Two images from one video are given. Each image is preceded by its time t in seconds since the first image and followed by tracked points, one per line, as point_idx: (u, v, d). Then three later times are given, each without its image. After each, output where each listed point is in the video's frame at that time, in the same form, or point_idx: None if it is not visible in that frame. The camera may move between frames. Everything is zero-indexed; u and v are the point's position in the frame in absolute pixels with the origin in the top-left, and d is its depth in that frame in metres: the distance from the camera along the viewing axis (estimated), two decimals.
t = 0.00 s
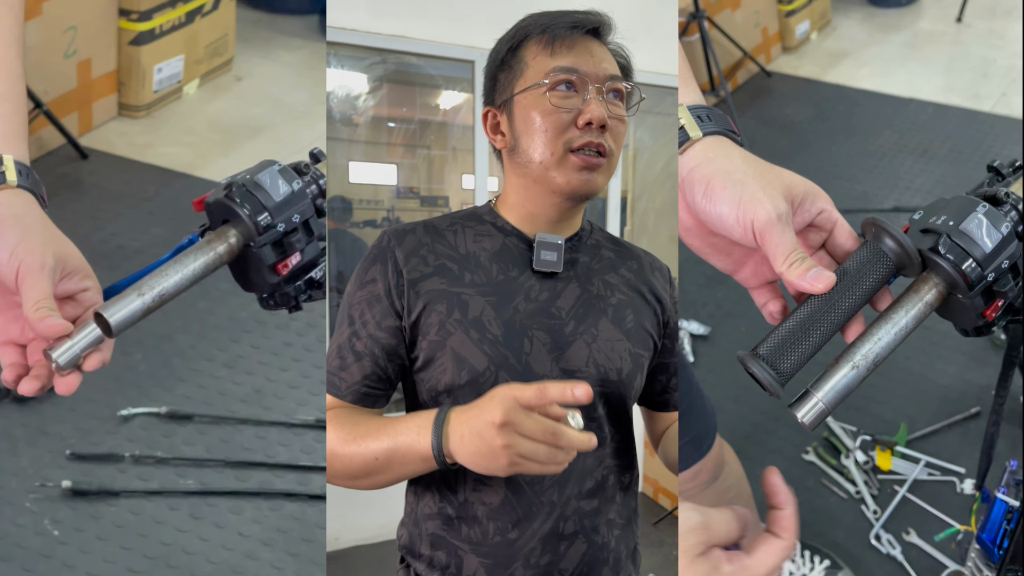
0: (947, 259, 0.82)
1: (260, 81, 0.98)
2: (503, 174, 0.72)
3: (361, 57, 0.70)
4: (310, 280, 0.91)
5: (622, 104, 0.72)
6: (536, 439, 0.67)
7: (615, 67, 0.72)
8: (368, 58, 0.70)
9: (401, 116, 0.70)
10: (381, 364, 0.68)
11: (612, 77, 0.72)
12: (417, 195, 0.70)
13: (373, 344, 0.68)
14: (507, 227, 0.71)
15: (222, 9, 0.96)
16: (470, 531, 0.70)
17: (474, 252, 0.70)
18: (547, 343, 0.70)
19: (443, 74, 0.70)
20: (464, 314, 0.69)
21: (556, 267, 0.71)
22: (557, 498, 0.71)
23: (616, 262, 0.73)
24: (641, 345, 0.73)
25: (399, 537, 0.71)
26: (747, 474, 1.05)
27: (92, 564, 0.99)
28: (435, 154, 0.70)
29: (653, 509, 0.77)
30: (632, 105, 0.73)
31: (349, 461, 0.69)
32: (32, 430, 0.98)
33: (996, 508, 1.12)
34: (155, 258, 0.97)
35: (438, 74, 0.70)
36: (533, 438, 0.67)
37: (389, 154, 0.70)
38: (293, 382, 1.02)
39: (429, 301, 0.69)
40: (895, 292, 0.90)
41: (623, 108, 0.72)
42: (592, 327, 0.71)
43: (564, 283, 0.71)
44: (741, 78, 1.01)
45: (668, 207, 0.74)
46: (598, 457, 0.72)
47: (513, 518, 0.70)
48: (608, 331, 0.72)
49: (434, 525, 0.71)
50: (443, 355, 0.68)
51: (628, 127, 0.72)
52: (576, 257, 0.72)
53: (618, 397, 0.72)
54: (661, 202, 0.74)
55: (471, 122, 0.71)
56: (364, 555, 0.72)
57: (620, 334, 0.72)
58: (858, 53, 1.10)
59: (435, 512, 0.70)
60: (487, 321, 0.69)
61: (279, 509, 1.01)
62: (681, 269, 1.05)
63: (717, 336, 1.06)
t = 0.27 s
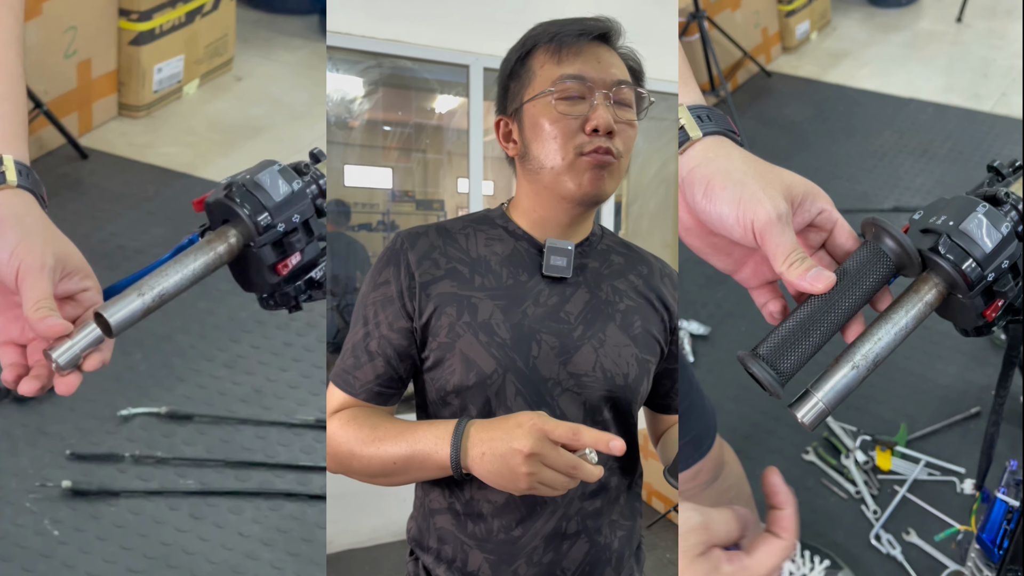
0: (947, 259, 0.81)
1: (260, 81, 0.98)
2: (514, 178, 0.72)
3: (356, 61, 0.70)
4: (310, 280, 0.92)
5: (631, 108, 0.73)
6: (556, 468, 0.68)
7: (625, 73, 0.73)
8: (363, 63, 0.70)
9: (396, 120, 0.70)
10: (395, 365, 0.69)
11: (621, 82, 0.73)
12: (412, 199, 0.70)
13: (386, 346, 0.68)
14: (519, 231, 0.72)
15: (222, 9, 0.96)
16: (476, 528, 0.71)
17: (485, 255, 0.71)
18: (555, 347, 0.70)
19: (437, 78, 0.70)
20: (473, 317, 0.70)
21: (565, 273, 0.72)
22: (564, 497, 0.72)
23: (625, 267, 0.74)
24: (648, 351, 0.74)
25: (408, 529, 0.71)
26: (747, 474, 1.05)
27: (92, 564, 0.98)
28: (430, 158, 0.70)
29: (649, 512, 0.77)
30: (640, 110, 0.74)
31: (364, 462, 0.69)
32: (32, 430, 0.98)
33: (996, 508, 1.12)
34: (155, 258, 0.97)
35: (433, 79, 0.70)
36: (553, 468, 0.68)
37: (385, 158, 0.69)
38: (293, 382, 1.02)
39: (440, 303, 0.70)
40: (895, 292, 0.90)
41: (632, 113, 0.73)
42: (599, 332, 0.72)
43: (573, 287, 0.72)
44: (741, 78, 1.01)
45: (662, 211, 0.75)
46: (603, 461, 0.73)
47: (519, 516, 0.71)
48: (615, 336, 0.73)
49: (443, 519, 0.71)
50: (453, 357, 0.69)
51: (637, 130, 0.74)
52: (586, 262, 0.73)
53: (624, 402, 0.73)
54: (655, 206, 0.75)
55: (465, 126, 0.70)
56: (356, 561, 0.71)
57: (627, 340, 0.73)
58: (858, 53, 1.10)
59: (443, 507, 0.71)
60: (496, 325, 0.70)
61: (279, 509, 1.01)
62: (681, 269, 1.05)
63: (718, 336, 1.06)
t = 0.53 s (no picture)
0: (947, 259, 0.81)
1: (260, 81, 0.98)
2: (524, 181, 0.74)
3: (350, 63, 0.73)
4: (310, 280, 0.93)
5: (609, 121, 0.74)
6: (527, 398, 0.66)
7: (609, 84, 0.74)
8: (358, 65, 0.73)
9: (390, 123, 0.72)
10: (406, 356, 0.72)
11: (604, 93, 0.74)
12: (405, 202, 0.73)
13: (398, 336, 0.72)
14: (530, 232, 0.75)
15: (223, 9, 0.96)
16: (476, 518, 0.73)
17: (497, 257, 0.75)
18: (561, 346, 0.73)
19: (431, 81, 0.73)
20: (484, 316, 0.73)
21: (575, 278, 0.75)
22: (562, 494, 0.73)
23: (631, 274, 0.76)
24: (651, 355, 0.76)
25: (410, 517, 0.73)
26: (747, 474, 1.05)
27: (92, 564, 0.98)
28: (423, 161, 0.73)
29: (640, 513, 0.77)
30: (620, 121, 0.74)
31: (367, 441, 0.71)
32: (32, 430, 0.98)
33: (995, 508, 1.12)
34: (155, 258, 0.97)
35: (425, 81, 0.73)
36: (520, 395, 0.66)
37: (378, 161, 0.72)
38: (293, 382, 1.02)
39: (453, 301, 0.73)
40: (895, 292, 0.90)
41: (614, 125, 0.74)
42: (605, 336, 0.74)
43: (582, 292, 0.75)
44: (741, 78, 1.01)
45: (654, 216, 0.76)
46: (603, 460, 0.74)
47: (519, 509, 0.72)
48: (621, 341, 0.75)
49: (445, 510, 0.73)
50: (463, 352, 0.72)
51: (615, 143, 0.74)
52: (595, 267, 0.75)
53: (627, 404, 0.74)
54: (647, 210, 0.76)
55: (458, 129, 0.73)
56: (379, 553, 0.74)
57: (631, 344, 0.75)
58: (858, 53, 1.10)
59: (445, 497, 0.73)
60: (506, 325, 0.73)
61: (279, 509, 1.01)
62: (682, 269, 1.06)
63: (717, 336, 1.07)
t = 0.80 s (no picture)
0: (947, 259, 0.81)
1: (260, 81, 0.98)
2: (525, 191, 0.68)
3: (339, 64, 0.69)
4: (310, 280, 0.93)
5: (622, 127, 0.67)
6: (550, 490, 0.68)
7: (620, 91, 0.68)
8: (347, 67, 0.69)
9: (380, 125, 0.68)
10: (407, 362, 0.67)
11: (615, 100, 0.68)
12: (395, 204, 0.68)
13: (399, 343, 0.67)
14: (530, 240, 0.69)
15: (222, 9, 0.96)
16: (468, 520, 0.70)
17: (497, 262, 0.68)
18: (555, 358, 0.67)
19: (420, 83, 0.68)
20: (478, 323, 0.67)
21: (573, 286, 0.69)
22: (559, 506, 0.70)
23: (636, 283, 0.70)
24: (650, 370, 0.70)
25: (409, 514, 0.70)
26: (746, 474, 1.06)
27: (93, 564, 0.98)
28: (413, 163, 0.68)
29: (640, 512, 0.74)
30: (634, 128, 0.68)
31: (379, 457, 0.68)
32: (32, 430, 0.99)
33: (996, 508, 1.12)
34: (155, 258, 0.97)
35: (415, 83, 0.68)
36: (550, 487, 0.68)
37: (368, 162, 0.68)
38: (293, 382, 1.02)
39: (448, 306, 0.67)
40: (896, 292, 0.90)
41: (626, 133, 0.68)
42: (601, 348, 0.69)
43: (580, 301, 0.69)
44: (741, 78, 1.00)
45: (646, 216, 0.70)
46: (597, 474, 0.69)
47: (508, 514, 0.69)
48: (617, 353, 0.69)
49: (439, 509, 0.70)
50: (457, 358, 0.67)
51: (629, 150, 0.68)
52: (595, 277, 0.69)
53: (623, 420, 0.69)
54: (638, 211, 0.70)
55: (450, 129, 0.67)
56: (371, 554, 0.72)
57: (629, 358, 0.70)
58: (859, 53, 1.10)
59: (440, 496, 0.69)
60: (501, 331, 0.67)
61: (279, 509, 1.01)
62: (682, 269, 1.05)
63: (718, 336, 1.07)
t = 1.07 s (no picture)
0: (947, 259, 0.81)
1: (260, 81, 0.98)
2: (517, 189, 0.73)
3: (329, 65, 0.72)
4: (310, 280, 0.92)
5: (616, 134, 0.73)
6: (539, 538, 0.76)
7: (614, 98, 0.73)
8: (335, 68, 0.72)
9: (367, 125, 0.72)
10: (395, 367, 0.73)
11: (609, 107, 0.73)
12: (382, 205, 0.72)
13: (385, 349, 0.72)
14: (519, 246, 0.74)
15: (222, 9, 0.96)
16: (457, 527, 0.75)
17: (483, 269, 0.73)
18: (545, 362, 0.73)
19: (407, 84, 0.73)
20: (466, 329, 0.72)
21: (561, 292, 0.74)
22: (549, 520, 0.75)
23: (621, 290, 0.75)
24: (637, 373, 0.75)
25: (394, 520, 0.76)
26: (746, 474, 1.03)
27: (93, 564, 0.99)
28: (401, 164, 0.73)
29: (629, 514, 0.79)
30: (627, 136, 0.73)
31: (372, 469, 0.75)
32: (32, 430, 0.99)
33: (996, 507, 1.14)
34: (155, 259, 0.97)
35: (402, 85, 0.73)
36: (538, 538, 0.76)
37: (355, 163, 0.72)
38: (293, 382, 1.02)
39: (436, 313, 0.73)
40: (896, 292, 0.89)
41: (619, 139, 0.73)
42: (590, 352, 0.74)
43: (567, 307, 0.74)
44: (742, 78, 1.00)
45: (632, 219, 0.75)
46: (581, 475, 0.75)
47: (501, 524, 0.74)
48: (605, 358, 0.74)
49: (429, 516, 0.75)
50: (444, 365, 0.72)
51: (620, 157, 0.73)
52: (583, 283, 0.75)
53: (609, 422, 0.74)
54: (623, 214, 0.75)
55: (435, 132, 0.72)
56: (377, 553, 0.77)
57: (618, 361, 0.74)
58: (858, 53, 1.10)
59: (428, 504, 0.75)
60: (488, 338, 0.73)
61: (279, 509, 1.01)
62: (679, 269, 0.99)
63: (717, 336, 1.02)
